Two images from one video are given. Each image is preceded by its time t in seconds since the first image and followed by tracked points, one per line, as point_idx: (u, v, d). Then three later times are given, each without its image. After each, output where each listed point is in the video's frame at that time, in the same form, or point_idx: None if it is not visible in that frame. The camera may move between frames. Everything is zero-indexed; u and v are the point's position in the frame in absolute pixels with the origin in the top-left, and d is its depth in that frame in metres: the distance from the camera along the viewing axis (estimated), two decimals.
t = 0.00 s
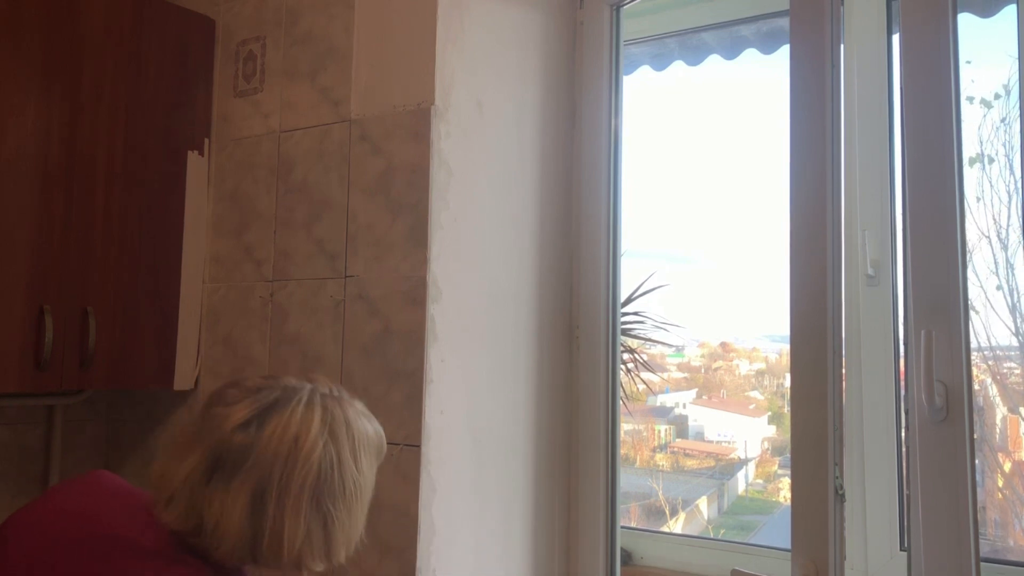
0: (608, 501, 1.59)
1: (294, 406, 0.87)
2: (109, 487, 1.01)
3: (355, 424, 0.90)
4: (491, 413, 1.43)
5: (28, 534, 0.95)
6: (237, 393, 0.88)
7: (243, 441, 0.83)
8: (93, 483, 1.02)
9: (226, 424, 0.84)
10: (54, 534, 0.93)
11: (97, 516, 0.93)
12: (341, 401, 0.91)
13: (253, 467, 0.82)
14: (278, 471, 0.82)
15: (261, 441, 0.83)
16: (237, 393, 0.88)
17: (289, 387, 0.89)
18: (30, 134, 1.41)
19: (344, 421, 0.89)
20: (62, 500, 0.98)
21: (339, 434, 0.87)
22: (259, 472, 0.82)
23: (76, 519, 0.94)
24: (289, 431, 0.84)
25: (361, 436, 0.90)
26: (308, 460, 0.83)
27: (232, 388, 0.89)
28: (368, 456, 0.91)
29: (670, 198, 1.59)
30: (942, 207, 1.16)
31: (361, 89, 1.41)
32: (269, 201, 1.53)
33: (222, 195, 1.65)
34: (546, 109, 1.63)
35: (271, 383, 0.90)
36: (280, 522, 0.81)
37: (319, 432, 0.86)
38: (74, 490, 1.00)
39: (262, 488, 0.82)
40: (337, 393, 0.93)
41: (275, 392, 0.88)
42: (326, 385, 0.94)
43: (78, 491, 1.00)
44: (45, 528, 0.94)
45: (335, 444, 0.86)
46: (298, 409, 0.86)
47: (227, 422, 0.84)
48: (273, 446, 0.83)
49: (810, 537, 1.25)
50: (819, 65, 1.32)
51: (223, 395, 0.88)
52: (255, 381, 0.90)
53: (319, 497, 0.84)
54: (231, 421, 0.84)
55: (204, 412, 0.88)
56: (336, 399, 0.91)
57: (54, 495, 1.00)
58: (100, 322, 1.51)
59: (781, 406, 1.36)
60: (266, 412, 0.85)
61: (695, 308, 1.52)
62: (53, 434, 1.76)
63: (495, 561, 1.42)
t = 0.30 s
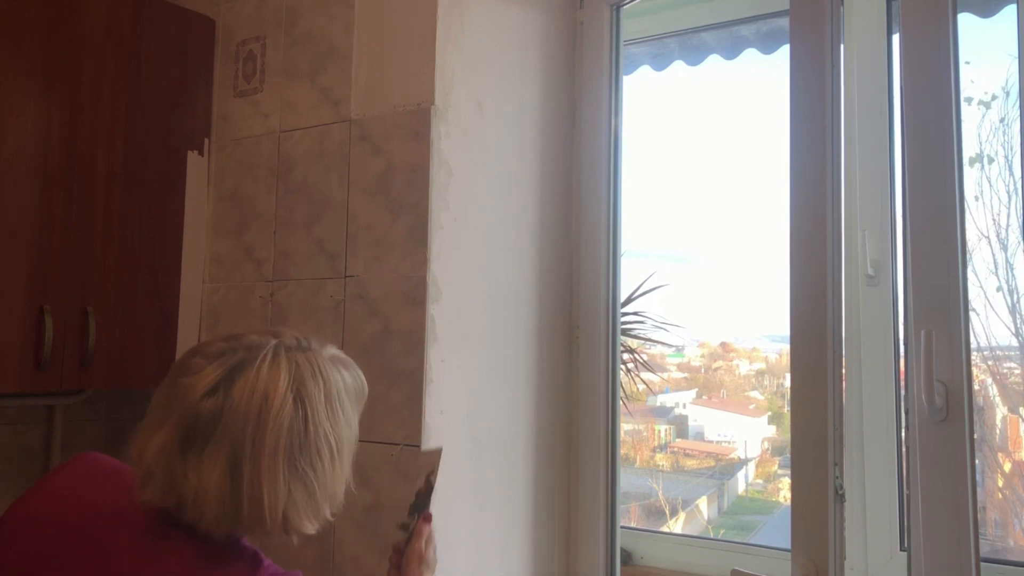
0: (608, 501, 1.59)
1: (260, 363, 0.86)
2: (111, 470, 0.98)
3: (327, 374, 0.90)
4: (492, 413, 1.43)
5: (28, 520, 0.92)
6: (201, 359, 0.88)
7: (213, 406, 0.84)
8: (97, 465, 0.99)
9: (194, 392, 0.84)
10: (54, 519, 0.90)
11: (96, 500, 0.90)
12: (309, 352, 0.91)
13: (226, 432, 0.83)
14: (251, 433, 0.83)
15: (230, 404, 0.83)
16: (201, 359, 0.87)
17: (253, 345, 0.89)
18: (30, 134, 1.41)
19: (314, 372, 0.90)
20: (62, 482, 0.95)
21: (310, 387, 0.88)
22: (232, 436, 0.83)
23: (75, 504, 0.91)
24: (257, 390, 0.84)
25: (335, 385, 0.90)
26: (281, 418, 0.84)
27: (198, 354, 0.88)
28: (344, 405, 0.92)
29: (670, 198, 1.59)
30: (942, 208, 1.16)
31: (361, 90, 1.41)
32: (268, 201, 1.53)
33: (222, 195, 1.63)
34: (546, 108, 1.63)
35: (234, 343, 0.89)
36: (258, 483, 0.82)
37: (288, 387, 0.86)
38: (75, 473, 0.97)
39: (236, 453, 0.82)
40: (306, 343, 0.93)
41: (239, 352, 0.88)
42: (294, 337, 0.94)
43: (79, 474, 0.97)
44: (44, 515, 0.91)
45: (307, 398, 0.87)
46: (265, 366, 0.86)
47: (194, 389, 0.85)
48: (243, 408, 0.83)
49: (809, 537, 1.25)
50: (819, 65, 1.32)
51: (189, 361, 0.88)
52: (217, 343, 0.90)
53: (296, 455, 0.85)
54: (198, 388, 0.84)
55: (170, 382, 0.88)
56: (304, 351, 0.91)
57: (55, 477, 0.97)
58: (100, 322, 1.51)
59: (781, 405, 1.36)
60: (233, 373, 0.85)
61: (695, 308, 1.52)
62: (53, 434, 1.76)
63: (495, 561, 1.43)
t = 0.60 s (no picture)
0: (608, 501, 1.59)
1: (235, 333, 0.86)
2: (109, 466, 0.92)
3: (305, 343, 0.90)
4: (492, 413, 1.43)
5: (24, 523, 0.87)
6: (178, 331, 0.87)
7: (189, 378, 0.83)
8: (93, 464, 0.94)
9: (169, 363, 0.83)
10: (54, 517, 0.85)
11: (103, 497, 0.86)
12: (285, 322, 0.91)
13: (202, 402, 0.82)
14: (228, 402, 0.82)
15: (205, 375, 0.82)
16: (177, 331, 0.87)
17: (228, 316, 0.88)
18: (30, 134, 1.41)
19: (291, 342, 0.89)
20: (60, 480, 0.90)
21: (287, 355, 0.87)
22: (209, 406, 0.82)
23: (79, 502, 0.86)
24: (232, 359, 0.83)
25: (313, 354, 0.90)
26: (258, 386, 0.83)
27: (174, 328, 0.88)
28: (323, 374, 0.91)
29: (670, 198, 1.59)
30: (943, 208, 1.16)
31: (361, 89, 1.41)
32: (268, 201, 1.53)
33: (222, 193, 1.62)
34: (546, 108, 1.63)
35: (210, 316, 0.89)
36: (237, 453, 0.82)
37: (265, 355, 0.85)
38: (74, 471, 0.92)
39: (214, 422, 0.82)
40: (283, 315, 0.92)
41: (215, 323, 0.87)
42: (271, 309, 0.93)
43: (76, 470, 0.92)
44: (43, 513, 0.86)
45: (283, 366, 0.86)
46: (240, 335, 0.86)
47: (169, 360, 0.84)
48: (219, 376, 0.83)
49: (809, 537, 1.25)
50: (819, 65, 1.32)
51: (165, 336, 0.87)
52: (193, 317, 0.89)
53: (274, 423, 0.84)
54: (173, 359, 0.84)
55: (147, 357, 0.87)
56: (280, 321, 0.90)
57: (50, 474, 0.91)
58: (100, 322, 1.51)
59: (781, 406, 1.36)
60: (208, 344, 0.85)
61: (695, 308, 1.52)
62: (53, 434, 1.76)
63: (496, 561, 1.42)
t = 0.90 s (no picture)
0: (608, 501, 1.59)
1: (205, 321, 0.86)
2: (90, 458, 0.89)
3: (275, 332, 0.89)
4: (492, 414, 1.43)
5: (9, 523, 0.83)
6: (149, 320, 0.87)
7: (157, 365, 0.83)
8: (71, 455, 0.89)
9: (138, 350, 0.83)
10: (42, 515, 0.82)
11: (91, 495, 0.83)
12: (256, 311, 0.90)
13: (170, 389, 0.82)
14: (196, 389, 0.82)
15: (174, 362, 0.82)
16: (147, 319, 0.87)
17: (198, 305, 0.88)
18: (30, 134, 1.41)
19: (261, 331, 0.89)
20: (38, 475, 0.86)
21: (256, 343, 0.87)
22: (176, 393, 0.82)
23: (66, 500, 0.82)
24: (200, 347, 0.83)
25: (284, 343, 0.90)
26: (226, 374, 0.83)
27: (145, 317, 0.88)
28: (294, 363, 0.91)
29: (670, 198, 1.59)
30: (943, 208, 1.16)
31: (361, 89, 1.41)
32: (268, 201, 1.53)
33: (222, 193, 1.61)
34: (546, 108, 1.63)
35: (182, 305, 0.88)
36: (205, 440, 0.81)
37: (233, 343, 0.85)
38: (52, 464, 0.87)
39: (181, 410, 0.82)
40: (255, 305, 0.92)
41: (185, 311, 0.87)
42: (245, 300, 0.93)
43: (53, 464, 0.87)
44: (27, 512, 0.83)
45: (253, 355, 0.86)
46: (209, 324, 0.85)
47: (139, 348, 0.84)
48: (187, 364, 0.82)
49: (810, 537, 1.25)
50: (819, 65, 1.32)
51: (135, 324, 0.87)
52: (165, 306, 0.89)
53: (241, 411, 0.84)
54: (142, 346, 0.84)
55: (118, 345, 0.87)
56: (252, 311, 0.90)
57: (24, 470, 0.87)
58: (100, 321, 1.51)
59: (781, 406, 1.36)
60: (178, 332, 0.84)
61: (695, 308, 1.53)
62: (53, 434, 1.77)
63: (496, 561, 1.42)
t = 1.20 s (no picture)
0: (609, 501, 1.59)
1: (210, 322, 0.85)
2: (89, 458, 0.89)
3: (280, 335, 0.89)
4: (492, 414, 1.43)
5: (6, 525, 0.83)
6: (154, 319, 0.87)
7: (161, 364, 0.82)
8: (69, 456, 0.90)
9: (143, 349, 0.83)
10: (42, 514, 0.82)
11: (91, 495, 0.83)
12: (262, 313, 0.90)
13: (173, 389, 0.82)
14: (199, 390, 0.82)
15: (178, 362, 0.82)
16: (153, 318, 0.86)
17: (205, 306, 0.88)
18: (31, 134, 1.41)
19: (266, 334, 0.88)
20: (37, 475, 0.86)
21: (261, 346, 0.86)
22: (180, 394, 0.82)
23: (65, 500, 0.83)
24: (205, 348, 0.83)
25: (289, 346, 0.89)
26: (229, 376, 0.83)
27: (151, 316, 0.87)
28: (297, 366, 0.91)
29: (670, 198, 1.59)
30: (944, 208, 1.16)
31: (361, 89, 1.41)
32: (268, 201, 1.53)
33: (222, 193, 1.62)
34: (546, 108, 1.63)
35: (188, 305, 0.88)
36: (206, 441, 0.81)
37: (237, 345, 0.84)
38: (50, 465, 0.88)
39: (183, 410, 0.81)
40: (260, 307, 0.92)
41: (191, 311, 0.87)
42: (251, 301, 0.92)
43: (51, 464, 0.88)
44: (25, 513, 0.83)
45: (257, 358, 0.85)
46: (214, 325, 0.85)
47: (144, 347, 0.84)
48: (191, 365, 0.82)
49: (810, 538, 1.25)
50: (819, 65, 1.31)
51: (142, 323, 0.87)
52: (171, 305, 0.88)
53: (243, 413, 0.84)
54: (147, 345, 0.83)
55: (123, 342, 0.87)
56: (257, 313, 0.90)
57: (21, 470, 0.87)
58: (100, 321, 1.51)
59: (781, 406, 1.36)
60: (183, 332, 0.84)
61: (696, 308, 1.53)
62: (52, 434, 1.77)
63: (495, 561, 1.42)
